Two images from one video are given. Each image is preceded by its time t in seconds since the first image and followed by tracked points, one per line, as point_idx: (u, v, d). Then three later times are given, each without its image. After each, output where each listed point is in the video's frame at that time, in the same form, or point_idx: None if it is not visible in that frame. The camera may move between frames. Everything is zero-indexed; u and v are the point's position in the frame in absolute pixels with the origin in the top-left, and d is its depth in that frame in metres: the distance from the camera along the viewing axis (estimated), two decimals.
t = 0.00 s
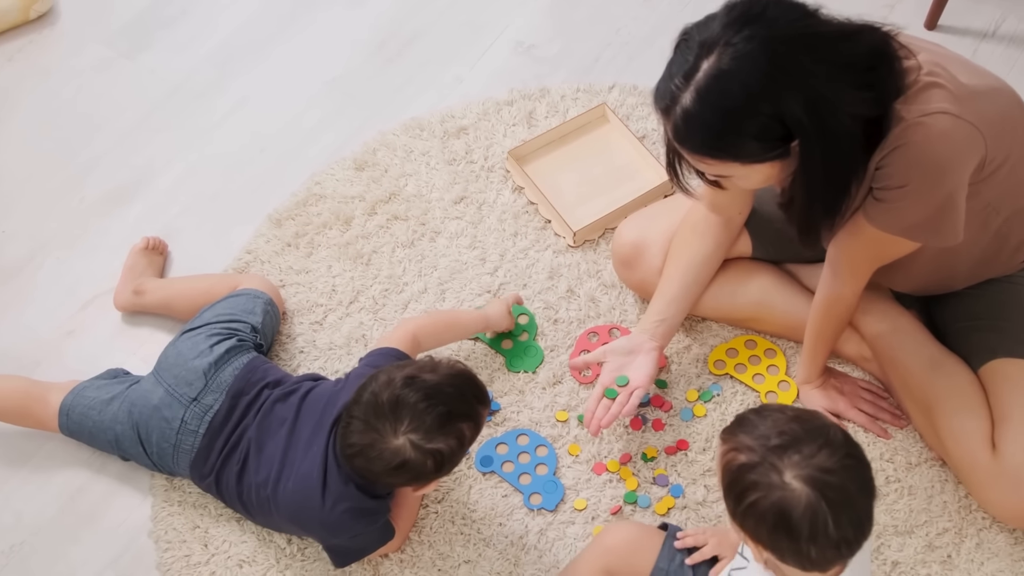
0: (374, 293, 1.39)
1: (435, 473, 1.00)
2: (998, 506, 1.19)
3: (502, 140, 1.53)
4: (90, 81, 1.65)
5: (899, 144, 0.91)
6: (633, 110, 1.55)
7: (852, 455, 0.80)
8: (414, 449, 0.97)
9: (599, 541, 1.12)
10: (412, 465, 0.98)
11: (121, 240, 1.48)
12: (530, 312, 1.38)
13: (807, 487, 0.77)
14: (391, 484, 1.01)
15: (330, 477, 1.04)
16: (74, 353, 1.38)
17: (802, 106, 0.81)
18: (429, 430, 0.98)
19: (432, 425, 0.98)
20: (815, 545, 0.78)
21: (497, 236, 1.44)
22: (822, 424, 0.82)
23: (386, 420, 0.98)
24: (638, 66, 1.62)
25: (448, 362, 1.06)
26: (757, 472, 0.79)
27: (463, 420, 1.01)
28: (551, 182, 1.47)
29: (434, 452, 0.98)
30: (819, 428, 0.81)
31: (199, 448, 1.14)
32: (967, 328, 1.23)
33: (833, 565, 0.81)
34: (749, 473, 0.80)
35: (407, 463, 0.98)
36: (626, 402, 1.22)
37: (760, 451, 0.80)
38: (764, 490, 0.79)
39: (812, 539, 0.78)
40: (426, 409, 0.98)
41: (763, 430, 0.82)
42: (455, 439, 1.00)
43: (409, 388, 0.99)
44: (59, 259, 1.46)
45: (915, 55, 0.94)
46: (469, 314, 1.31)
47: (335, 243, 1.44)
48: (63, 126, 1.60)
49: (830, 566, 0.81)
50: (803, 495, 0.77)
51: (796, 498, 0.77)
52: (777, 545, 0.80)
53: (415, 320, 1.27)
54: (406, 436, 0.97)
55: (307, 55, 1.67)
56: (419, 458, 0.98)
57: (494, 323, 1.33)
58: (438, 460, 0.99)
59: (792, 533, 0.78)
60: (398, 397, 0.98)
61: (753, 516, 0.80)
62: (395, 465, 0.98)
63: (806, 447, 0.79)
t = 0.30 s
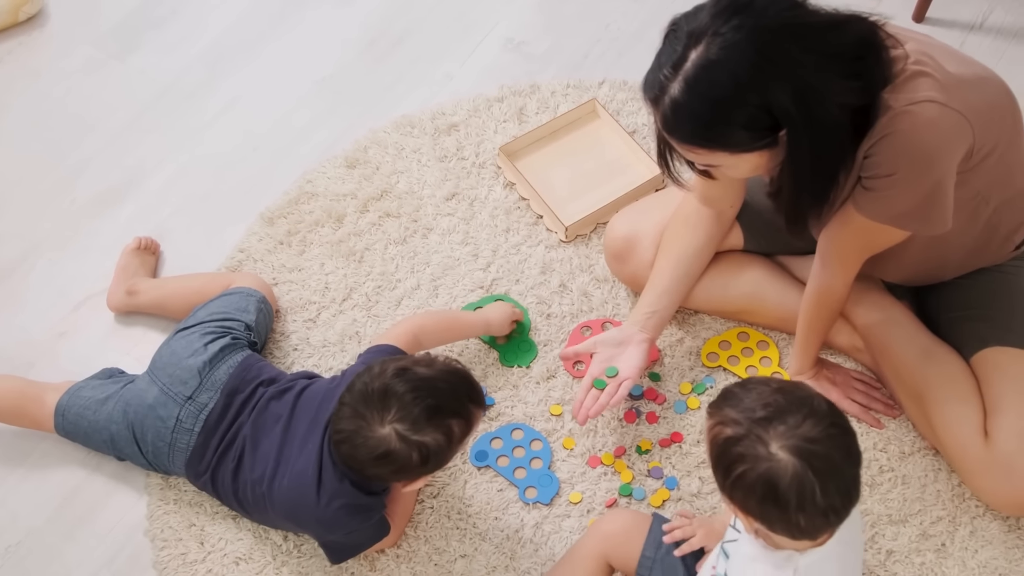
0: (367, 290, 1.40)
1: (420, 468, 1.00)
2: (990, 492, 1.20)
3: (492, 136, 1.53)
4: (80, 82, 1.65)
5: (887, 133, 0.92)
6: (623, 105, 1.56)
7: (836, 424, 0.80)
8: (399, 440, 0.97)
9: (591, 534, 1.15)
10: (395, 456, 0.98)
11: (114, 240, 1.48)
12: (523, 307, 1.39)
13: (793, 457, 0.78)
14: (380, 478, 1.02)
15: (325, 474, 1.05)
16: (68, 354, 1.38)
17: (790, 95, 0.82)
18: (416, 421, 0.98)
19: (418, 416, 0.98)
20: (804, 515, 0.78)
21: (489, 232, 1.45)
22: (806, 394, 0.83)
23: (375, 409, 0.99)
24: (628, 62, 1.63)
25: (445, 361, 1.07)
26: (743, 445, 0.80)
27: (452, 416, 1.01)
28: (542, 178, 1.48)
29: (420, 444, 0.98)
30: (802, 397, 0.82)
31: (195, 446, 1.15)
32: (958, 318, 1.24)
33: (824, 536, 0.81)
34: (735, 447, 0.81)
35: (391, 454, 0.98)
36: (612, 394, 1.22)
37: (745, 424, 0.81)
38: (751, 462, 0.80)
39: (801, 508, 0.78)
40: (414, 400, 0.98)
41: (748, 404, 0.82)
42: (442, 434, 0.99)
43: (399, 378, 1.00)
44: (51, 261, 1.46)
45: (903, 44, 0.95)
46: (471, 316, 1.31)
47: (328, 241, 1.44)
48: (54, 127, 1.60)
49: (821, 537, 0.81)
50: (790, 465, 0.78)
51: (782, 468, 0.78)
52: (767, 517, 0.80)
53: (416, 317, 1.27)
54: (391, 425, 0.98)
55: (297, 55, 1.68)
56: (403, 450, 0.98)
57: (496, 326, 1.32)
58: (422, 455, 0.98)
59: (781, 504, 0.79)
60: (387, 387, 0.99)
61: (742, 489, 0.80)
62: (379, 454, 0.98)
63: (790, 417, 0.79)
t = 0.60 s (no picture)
0: (358, 288, 1.40)
1: (406, 462, 1.00)
2: (981, 480, 1.20)
3: (481, 133, 1.54)
4: (68, 83, 1.65)
5: (877, 121, 0.93)
6: (612, 100, 1.56)
7: (813, 398, 0.81)
8: (382, 434, 0.98)
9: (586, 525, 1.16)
10: (379, 451, 0.98)
11: (104, 241, 1.48)
12: (515, 302, 1.39)
13: (772, 432, 0.79)
14: (368, 473, 1.02)
15: (319, 472, 1.05)
16: (60, 356, 1.38)
17: (783, 83, 0.83)
18: (399, 415, 0.98)
19: (402, 409, 0.98)
20: (785, 490, 0.79)
21: (480, 229, 1.45)
22: (781, 371, 0.84)
23: (358, 403, 0.99)
24: (615, 56, 1.63)
25: (433, 356, 1.06)
26: (722, 422, 0.80)
27: (436, 411, 1.01)
28: (532, 173, 1.48)
29: (404, 438, 0.98)
30: (779, 374, 0.83)
31: (188, 446, 1.15)
32: (948, 307, 1.24)
33: (806, 512, 0.82)
34: (714, 424, 0.81)
35: (375, 448, 0.98)
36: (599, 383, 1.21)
37: (724, 402, 0.81)
38: (731, 439, 0.81)
39: (782, 483, 0.79)
40: (397, 393, 0.98)
41: (727, 382, 0.82)
42: (427, 429, 0.99)
43: (383, 372, 1.00)
44: (41, 263, 1.46)
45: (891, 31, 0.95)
46: (463, 312, 1.31)
47: (318, 239, 1.45)
48: (43, 129, 1.60)
49: (802, 513, 0.82)
50: (769, 440, 0.78)
51: (762, 443, 0.79)
52: (748, 493, 0.81)
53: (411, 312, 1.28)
54: (374, 420, 0.98)
55: (285, 54, 1.68)
56: (387, 443, 0.98)
57: (488, 321, 1.33)
58: (407, 450, 0.99)
59: (762, 480, 0.79)
60: (371, 380, 0.99)
61: (723, 466, 0.81)
62: (363, 448, 0.98)
63: (767, 392, 0.80)
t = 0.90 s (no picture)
0: (352, 286, 1.40)
1: (395, 463, 1.00)
2: (982, 465, 1.21)
3: (472, 130, 1.54)
4: (58, 86, 1.65)
5: (896, 97, 0.92)
6: (602, 96, 1.57)
7: (802, 390, 0.81)
8: (370, 436, 0.98)
9: (584, 520, 1.16)
10: (368, 451, 0.98)
11: (97, 243, 1.48)
12: (508, 298, 1.39)
13: (760, 425, 0.79)
14: (358, 474, 1.02)
15: (316, 471, 1.05)
16: (54, 358, 1.38)
17: (801, 24, 0.80)
18: (387, 417, 0.98)
19: (390, 410, 0.98)
20: (774, 482, 0.80)
21: (473, 225, 1.45)
22: (770, 362, 0.84)
23: (346, 406, 0.99)
24: (605, 52, 1.64)
25: (422, 356, 1.06)
26: (711, 416, 0.81)
27: (425, 412, 1.00)
28: (523, 170, 1.49)
29: (392, 440, 0.98)
30: (768, 365, 0.83)
31: (184, 446, 1.15)
32: (943, 296, 1.25)
33: (797, 502, 0.83)
34: (704, 417, 0.82)
35: (363, 450, 0.98)
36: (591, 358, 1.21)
37: (712, 394, 0.82)
38: (720, 432, 0.81)
39: (771, 476, 0.80)
40: (384, 394, 0.98)
41: (716, 374, 0.83)
42: (415, 430, 0.99)
43: (370, 373, 1.00)
44: (34, 265, 1.46)
45: None
46: (459, 306, 1.31)
47: (311, 238, 1.45)
48: (33, 133, 1.59)
49: (794, 503, 0.82)
50: (756, 433, 0.79)
51: (750, 436, 0.79)
52: (738, 485, 0.82)
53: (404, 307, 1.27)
54: (362, 422, 0.98)
55: (275, 54, 1.68)
56: (375, 444, 0.98)
57: (483, 316, 1.33)
58: (395, 451, 0.99)
59: (750, 472, 0.80)
60: (358, 382, 0.99)
61: (712, 458, 0.82)
62: (352, 450, 0.99)
63: (757, 385, 0.81)
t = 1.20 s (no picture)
0: (344, 282, 1.41)
1: (388, 450, 1.01)
2: (971, 454, 1.21)
3: (462, 126, 1.55)
4: (47, 88, 1.65)
5: (895, 53, 0.92)
6: (591, 90, 1.58)
7: (784, 374, 0.83)
8: (359, 427, 0.99)
9: (580, 512, 1.16)
10: (359, 443, 0.99)
11: (88, 244, 1.48)
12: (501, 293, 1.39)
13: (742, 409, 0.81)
14: (350, 464, 1.04)
15: (316, 463, 1.06)
16: (47, 359, 1.38)
17: None
18: (374, 407, 0.99)
19: (376, 400, 0.99)
20: (757, 464, 0.82)
21: (464, 221, 1.46)
22: (753, 346, 0.86)
23: (331, 401, 1.00)
24: (592, 46, 1.65)
25: (407, 340, 1.06)
26: (694, 399, 0.83)
27: (412, 397, 1.01)
28: (513, 164, 1.49)
29: (381, 429, 0.99)
30: (752, 349, 0.85)
31: (183, 443, 1.15)
32: (931, 283, 1.27)
33: (781, 483, 0.85)
34: (688, 400, 0.84)
35: (353, 441, 1.00)
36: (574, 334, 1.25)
37: (697, 378, 0.84)
38: (703, 415, 0.84)
39: (753, 458, 0.82)
40: (370, 383, 0.99)
41: (701, 359, 0.85)
42: (404, 416, 1.00)
43: (354, 364, 1.00)
44: (25, 267, 1.46)
45: None
46: (473, 293, 1.27)
47: (303, 235, 1.45)
48: (22, 136, 1.59)
49: (779, 484, 0.85)
50: (738, 417, 0.81)
51: (732, 420, 0.82)
52: (722, 467, 0.85)
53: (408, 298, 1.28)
54: (349, 415, 0.99)
55: (264, 54, 1.68)
56: (365, 435, 0.99)
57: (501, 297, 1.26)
58: (386, 439, 1.00)
59: (733, 454, 0.83)
60: (342, 374, 1.00)
61: (696, 440, 0.85)
62: (343, 443, 1.00)
63: (738, 369, 0.82)
